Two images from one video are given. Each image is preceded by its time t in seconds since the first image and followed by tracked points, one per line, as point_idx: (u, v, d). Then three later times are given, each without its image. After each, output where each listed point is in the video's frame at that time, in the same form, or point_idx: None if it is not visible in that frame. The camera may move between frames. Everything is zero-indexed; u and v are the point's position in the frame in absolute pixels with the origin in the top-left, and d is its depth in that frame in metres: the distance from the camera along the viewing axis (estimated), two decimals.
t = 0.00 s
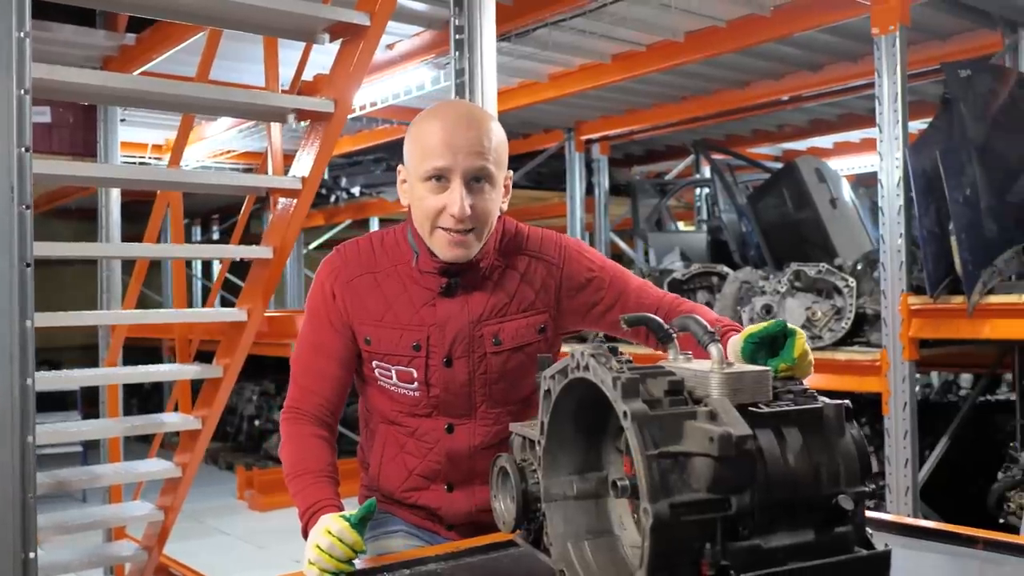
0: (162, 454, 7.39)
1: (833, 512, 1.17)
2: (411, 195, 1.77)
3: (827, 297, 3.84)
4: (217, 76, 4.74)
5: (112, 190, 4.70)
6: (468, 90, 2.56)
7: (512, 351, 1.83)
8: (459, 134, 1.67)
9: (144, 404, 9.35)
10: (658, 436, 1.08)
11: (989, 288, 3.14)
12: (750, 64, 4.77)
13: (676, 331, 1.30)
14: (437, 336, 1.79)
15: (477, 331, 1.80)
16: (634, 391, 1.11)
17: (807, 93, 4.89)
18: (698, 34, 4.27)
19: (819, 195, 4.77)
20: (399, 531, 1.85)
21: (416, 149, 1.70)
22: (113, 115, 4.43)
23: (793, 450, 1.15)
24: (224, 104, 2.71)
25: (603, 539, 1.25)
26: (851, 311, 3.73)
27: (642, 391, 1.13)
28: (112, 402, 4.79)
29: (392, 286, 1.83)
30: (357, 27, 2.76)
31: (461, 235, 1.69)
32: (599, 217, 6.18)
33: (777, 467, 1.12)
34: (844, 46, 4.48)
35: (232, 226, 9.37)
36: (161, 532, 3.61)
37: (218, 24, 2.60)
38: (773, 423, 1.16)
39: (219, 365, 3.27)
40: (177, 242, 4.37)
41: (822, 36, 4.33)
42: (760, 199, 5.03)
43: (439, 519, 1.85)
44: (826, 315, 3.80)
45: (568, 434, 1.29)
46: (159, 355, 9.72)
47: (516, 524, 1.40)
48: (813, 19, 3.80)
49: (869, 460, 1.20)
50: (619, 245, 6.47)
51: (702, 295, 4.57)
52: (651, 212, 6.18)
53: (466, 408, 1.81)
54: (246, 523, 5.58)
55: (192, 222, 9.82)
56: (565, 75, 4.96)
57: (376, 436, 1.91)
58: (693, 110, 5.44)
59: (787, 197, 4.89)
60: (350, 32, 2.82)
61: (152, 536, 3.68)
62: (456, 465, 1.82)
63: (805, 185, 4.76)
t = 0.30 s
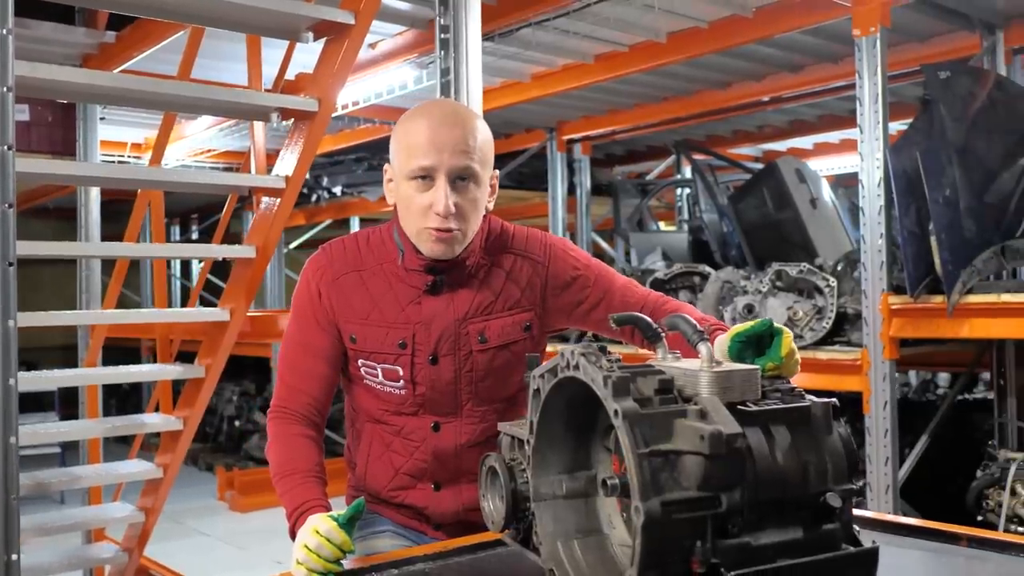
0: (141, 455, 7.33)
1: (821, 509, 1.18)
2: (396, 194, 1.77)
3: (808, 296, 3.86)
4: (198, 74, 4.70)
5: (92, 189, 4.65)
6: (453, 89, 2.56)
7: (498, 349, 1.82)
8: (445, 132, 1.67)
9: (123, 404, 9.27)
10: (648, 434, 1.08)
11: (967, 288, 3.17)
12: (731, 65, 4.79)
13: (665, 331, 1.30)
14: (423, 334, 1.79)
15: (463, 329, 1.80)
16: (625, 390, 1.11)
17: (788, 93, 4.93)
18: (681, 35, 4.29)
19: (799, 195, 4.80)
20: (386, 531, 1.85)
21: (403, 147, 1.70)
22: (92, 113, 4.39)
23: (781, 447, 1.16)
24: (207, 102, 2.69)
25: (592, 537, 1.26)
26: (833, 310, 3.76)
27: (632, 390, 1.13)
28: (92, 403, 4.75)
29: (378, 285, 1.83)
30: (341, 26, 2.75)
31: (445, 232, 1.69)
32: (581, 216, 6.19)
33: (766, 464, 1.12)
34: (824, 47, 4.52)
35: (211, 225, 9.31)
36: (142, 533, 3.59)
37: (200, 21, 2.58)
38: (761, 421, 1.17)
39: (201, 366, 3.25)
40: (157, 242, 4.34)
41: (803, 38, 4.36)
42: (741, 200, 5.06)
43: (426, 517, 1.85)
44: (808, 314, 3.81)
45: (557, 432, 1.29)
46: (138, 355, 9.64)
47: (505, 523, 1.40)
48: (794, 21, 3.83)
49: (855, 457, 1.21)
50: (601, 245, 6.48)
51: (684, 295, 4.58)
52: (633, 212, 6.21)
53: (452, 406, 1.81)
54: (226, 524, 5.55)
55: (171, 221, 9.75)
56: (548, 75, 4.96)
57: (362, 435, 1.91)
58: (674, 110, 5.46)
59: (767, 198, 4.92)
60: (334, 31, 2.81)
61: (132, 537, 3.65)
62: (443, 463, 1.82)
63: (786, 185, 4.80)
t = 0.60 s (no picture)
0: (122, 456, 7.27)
1: (814, 506, 1.19)
2: (384, 192, 1.76)
3: (792, 296, 3.88)
4: (180, 73, 4.67)
5: (74, 189, 4.60)
6: (441, 89, 2.56)
7: (488, 347, 1.82)
8: (431, 129, 1.67)
9: (104, 405, 9.19)
10: (644, 433, 1.09)
11: (950, 288, 3.22)
12: (716, 65, 4.81)
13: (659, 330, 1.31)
14: (413, 332, 1.79)
15: (454, 327, 1.80)
16: (620, 389, 1.11)
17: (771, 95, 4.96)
18: (666, 36, 4.31)
19: (782, 195, 4.84)
20: (377, 531, 1.84)
21: (390, 143, 1.70)
22: (75, 112, 4.35)
23: (774, 447, 1.16)
24: (193, 102, 2.68)
25: (585, 537, 1.26)
26: (817, 310, 3.78)
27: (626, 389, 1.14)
28: (74, 404, 4.71)
29: (368, 284, 1.82)
30: (328, 25, 2.75)
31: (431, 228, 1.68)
32: (565, 217, 6.20)
33: (759, 464, 1.13)
34: (808, 49, 4.55)
35: (193, 225, 9.25)
36: (125, 535, 3.56)
37: (184, 19, 2.57)
38: (754, 421, 1.17)
39: (186, 366, 3.23)
40: (140, 241, 4.31)
41: (787, 39, 4.38)
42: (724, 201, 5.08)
43: (416, 516, 1.85)
44: (792, 314, 3.84)
45: (551, 431, 1.29)
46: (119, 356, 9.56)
47: (498, 523, 1.40)
48: (778, 22, 3.85)
49: (847, 455, 1.22)
50: (585, 245, 6.49)
51: (668, 295, 4.59)
52: (617, 212, 6.22)
53: (443, 405, 1.81)
54: (210, 525, 5.51)
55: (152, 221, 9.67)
56: (533, 75, 4.96)
57: (353, 435, 1.90)
58: (659, 110, 5.47)
59: (750, 198, 4.95)
60: (321, 31, 2.80)
61: (116, 539, 3.63)
62: (434, 462, 1.82)
63: (770, 185, 4.84)
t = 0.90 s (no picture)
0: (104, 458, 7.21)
1: (804, 505, 1.19)
2: (373, 194, 1.76)
3: (777, 296, 3.90)
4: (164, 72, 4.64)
5: (56, 188, 4.57)
6: (429, 88, 2.56)
7: (477, 347, 1.82)
8: (420, 133, 1.66)
9: (86, 405, 9.11)
10: (636, 433, 1.09)
11: (934, 288, 3.21)
12: (700, 66, 4.83)
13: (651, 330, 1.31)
14: (402, 332, 1.79)
15: (444, 327, 1.80)
16: (612, 389, 1.12)
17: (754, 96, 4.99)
18: (652, 36, 4.32)
19: (765, 196, 4.87)
20: (366, 530, 1.84)
21: (379, 146, 1.70)
22: (57, 110, 4.32)
23: (764, 446, 1.17)
24: (179, 101, 2.66)
25: (576, 536, 1.27)
26: (801, 310, 3.80)
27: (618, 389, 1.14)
28: (56, 405, 4.67)
29: (358, 284, 1.82)
30: (315, 25, 2.74)
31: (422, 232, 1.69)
32: (550, 217, 6.20)
33: (750, 463, 1.13)
34: (792, 50, 4.57)
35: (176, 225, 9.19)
36: (109, 536, 3.53)
37: (170, 18, 2.55)
38: (744, 420, 1.18)
39: (171, 365, 3.21)
40: (123, 241, 4.27)
41: (771, 40, 4.41)
42: (709, 201, 5.10)
43: (405, 515, 1.85)
44: (777, 314, 3.86)
45: (541, 431, 1.29)
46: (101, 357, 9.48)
47: (489, 522, 1.40)
48: (763, 23, 3.87)
49: (836, 454, 1.23)
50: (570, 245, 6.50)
51: (654, 295, 4.59)
52: (602, 212, 6.23)
53: (432, 404, 1.81)
54: (193, 526, 5.47)
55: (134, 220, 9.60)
56: (519, 75, 4.96)
57: (342, 434, 1.90)
58: (645, 111, 5.49)
59: (735, 199, 4.98)
60: (308, 30, 2.79)
61: (99, 540, 3.60)
62: (424, 461, 1.82)
63: (754, 186, 4.86)
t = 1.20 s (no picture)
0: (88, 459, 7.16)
1: (795, 503, 1.20)
2: (367, 196, 1.76)
3: (764, 296, 3.92)
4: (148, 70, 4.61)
5: (40, 187, 4.54)
6: (418, 87, 2.56)
7: (469, 349, 1.83)
8: (416, 137, 1.66)
9: (70, 406, 9.05)
10: (628, 431, 1.09)
11: (919, 288, 3.24)
12: (687, 67, 4.84)
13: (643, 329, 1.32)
14: (395, 333, 1.79)
15: (436, 328, 1.80)
16: (605, 387, 1.12)
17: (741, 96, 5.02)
18: (640, 37, 4.33)
19: (751, 196, 4.89)
20: (356, 528, 1.83)
21: (373, 149, 1.69)
22: (42, 109, 4.29)
23: (755, 444, 1.18)
24: (167, 99, 2.65)
25: (568, 534, 1.27)
26: (788, 310, 3.83)
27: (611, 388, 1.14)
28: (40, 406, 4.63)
29: (351, 284, 1.82)
30: (304, 24, 2.73)
31: (416, 237, 1.68)
32: (537, 217, 6.21)
33: (740, 461, 1.14)
34: (778, 51, 4.59)
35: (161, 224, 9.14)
36: (94, 537, 3.51)
37: (156, 15, 2.54)
38: (736, 418, 1.19)
39: (158, 365, 3.19)
40: (109, 240, 4.25)
41: (757, 41, 4.43)
42: (695, 201, 5.12)
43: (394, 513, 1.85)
44: (764, 313, 3.88)
45: (532, 431, 1.29)
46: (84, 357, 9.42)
47: (480, 522, 1.40)
48: (750, 24, 3.89)
49: (826, 453, 1.24)
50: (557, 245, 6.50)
51: (641, 295, 4.60)
52: (589, 212, 6.24)
53: (423, 404, 1.81)
54: (179, 527, 5.44)
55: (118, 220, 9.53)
56: (506, 75, 4.96)
57: (333, 433, 1.90)
58: (632, 111, 5.50)
59: (721, 199, 5.00)
60: (296, 29, 2.78)
61: (84, 541, 3.57)
62: (414, 460, 1.82)
63: (740, 186, 4.89)
